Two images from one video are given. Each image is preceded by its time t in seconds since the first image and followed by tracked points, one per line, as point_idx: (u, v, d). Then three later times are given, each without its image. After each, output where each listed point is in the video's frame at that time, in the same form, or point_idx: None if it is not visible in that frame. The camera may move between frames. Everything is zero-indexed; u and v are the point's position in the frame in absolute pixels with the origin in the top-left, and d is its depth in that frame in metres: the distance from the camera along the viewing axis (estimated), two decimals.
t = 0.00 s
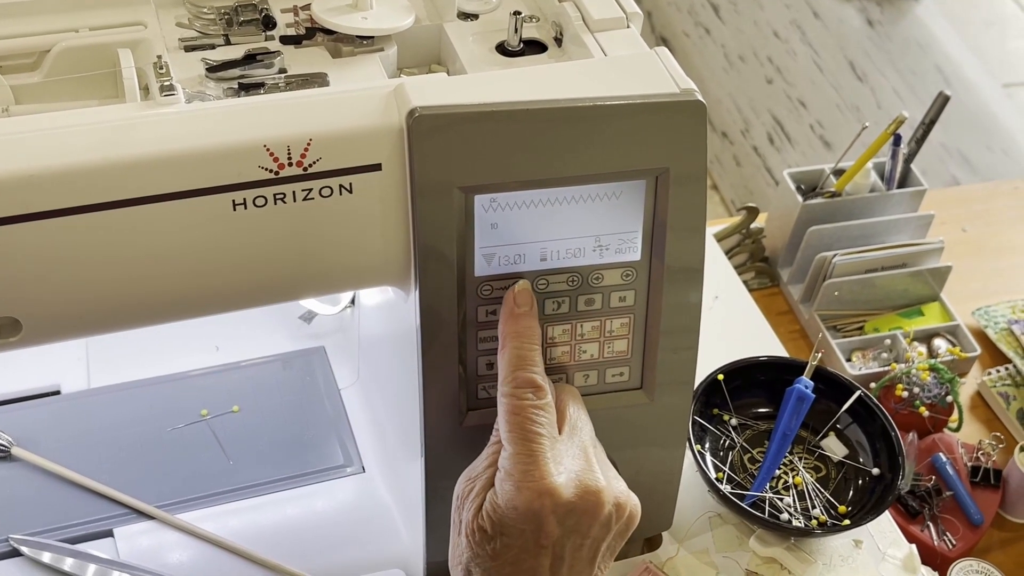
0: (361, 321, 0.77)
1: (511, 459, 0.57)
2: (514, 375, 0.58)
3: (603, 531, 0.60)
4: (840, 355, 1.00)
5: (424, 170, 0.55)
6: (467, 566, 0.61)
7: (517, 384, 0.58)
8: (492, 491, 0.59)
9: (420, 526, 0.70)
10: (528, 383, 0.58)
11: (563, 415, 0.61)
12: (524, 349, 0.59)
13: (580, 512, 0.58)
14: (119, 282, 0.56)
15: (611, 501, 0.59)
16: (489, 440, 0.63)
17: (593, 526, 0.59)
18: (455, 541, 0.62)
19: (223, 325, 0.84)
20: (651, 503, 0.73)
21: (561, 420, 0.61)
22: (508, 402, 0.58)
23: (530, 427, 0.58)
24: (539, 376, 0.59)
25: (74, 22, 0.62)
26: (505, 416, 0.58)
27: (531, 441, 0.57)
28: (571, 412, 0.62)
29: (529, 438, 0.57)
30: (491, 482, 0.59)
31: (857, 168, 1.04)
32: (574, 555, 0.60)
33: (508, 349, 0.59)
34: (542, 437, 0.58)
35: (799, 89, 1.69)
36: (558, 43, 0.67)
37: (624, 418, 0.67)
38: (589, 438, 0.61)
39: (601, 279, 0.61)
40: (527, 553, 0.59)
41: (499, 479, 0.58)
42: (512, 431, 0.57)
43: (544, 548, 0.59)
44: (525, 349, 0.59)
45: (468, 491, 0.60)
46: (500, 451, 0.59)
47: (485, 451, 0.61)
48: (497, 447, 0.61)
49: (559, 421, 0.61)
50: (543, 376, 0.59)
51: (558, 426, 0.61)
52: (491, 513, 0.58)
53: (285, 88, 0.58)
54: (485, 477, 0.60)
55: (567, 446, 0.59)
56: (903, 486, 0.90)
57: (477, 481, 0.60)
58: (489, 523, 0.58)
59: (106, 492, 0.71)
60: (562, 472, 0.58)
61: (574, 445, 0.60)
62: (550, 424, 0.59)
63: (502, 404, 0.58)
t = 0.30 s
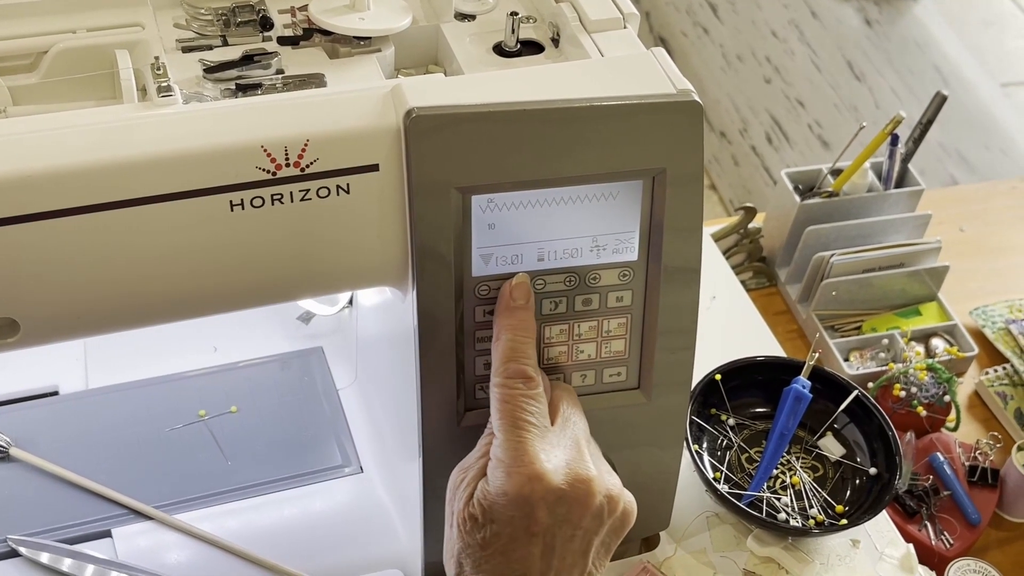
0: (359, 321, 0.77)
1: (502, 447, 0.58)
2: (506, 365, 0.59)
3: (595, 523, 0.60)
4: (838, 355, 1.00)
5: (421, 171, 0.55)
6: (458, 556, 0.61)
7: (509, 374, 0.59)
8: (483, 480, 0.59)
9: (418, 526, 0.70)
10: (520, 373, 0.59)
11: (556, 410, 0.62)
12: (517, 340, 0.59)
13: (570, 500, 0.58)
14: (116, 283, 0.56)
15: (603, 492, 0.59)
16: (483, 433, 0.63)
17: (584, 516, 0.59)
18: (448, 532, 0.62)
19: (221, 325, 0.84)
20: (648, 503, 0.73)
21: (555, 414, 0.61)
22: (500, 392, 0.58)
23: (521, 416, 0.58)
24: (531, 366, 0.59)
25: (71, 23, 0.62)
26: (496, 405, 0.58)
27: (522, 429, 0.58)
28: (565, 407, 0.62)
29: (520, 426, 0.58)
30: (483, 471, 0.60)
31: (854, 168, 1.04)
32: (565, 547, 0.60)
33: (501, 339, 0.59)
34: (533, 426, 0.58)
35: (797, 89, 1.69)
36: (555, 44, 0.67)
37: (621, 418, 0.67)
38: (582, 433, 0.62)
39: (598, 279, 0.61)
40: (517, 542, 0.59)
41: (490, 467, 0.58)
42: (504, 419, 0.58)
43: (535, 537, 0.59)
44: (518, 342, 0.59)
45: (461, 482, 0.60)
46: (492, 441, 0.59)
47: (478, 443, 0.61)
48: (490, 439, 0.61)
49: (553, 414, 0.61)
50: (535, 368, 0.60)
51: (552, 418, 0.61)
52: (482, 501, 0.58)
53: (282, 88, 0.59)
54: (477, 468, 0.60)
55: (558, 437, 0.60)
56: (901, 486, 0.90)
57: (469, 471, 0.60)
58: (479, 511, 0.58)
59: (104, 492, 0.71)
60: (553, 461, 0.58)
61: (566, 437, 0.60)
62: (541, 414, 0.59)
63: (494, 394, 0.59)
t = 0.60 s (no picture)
0: (357, 316, 0.77)
1: (490, 433, 0.58)
2: (494, 353, 0.59)
3: (584, 511, 0.59)
4: (835, 350, 1.00)
5: (416, 164, 0.55)
6: (446, 544, 0.60)
7: (498, 363, 0.59)
8: (472, 468, 0.59)
9: (414, 520, 0.70)
10: (508, 362, 0.59)
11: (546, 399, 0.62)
12: (506, 328, 0.59)
13: (558, 487, 0.57)
14: (112, 276, 0.56)
15: (592, 480, 0.59)
16: (473, 423, 0.63)
17: (573, 503, 0.58)
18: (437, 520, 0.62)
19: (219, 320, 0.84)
20: (645, 497, 0.73)
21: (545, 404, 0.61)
22: (488, 379, 0.59)
23: (509, 403, 0.58)
24: (519, 355, 0.59)
25: (68, 17, 0.62)
26: (484, 393, 0.59)
27: (510, 416, 0.58)
28: (556, 398, 0.62)
29: (507, 413, 0.58)
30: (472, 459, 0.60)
31: (852, 163, 1.04)
32: (554, 535, 0.59)
33: (490, 327, 0.60)
34: (521, 413, 0.58)
35: (796, 87, 1.69)
36: (551, 37, 0.67)
37: (618, 412, 0.67)
38: (573, 422, 0.62)
39: (595, 272, 0.62)
40: (505, 528, 0.58)
41: (478, 454, 0.58)
42: (491, 406, 0.58)
43: (523, 524, 0.58)
44: (508, 332, 0.59)
45: (450, 469, 0.60)
46: (480, 429, 0.59)
47: (468, 433, 0.61)
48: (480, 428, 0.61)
49: (543, 404, 0.61)
50: (525, 357, 0.60)
51: (542, 408, 0.61)
52: (469, 487, 0.58)
53: (278, 81, 0.59)
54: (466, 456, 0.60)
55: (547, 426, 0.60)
56: (898, 481, 0.90)
57: (459, 458, 0.60)
58: (467, 496, 0.58)
59: (101, 487, 0.71)
60: (541, 448, 0.58)
61: (556, 426, 0.60)
62: (530, 403, 0.59)
63: (483, 381, 0.59)
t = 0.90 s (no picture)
0: (358, 318, 0.77)
1: (491, 436, 0.57)
2: (495, 356, 0.59)
3: (585, 513, 0.59)
4: (836, 351, 1.00)
5: (418, 166, 0.55)
6: (447, 545, 0.60)
7: (498, 366, 0.59)
8: (473, 471, 0.59)
9: (416, 521, 0.70)
10: (509, 365, 0.59)
11: (546, 402, 0.62)
12: (507, 332, 0.59)
13: (559, 489, 0.57)
14: (115, 278, 0.56)
15: (593, 482, 0.59)
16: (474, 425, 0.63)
17: (574, 505, 0.58)
18: (438, 522, 0.62)
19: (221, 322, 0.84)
20: (646, 499, 0.73)
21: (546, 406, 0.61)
22: (489, 383, 0.59)
23: (510, 406, 0.58)
24: (520, 358, 0.59)
25: (70, 20, 0.62)
26: (485, 396, 0.59)
27: (511, 418, 0.58)
28: (557, 401, 0.62)
29: (508, 416, 0.58)
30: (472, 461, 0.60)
31: (853, 164, 1.04)
32: (554, 537, 0.60)
33: (491, 330, 0.60)
34: (522, 416, 0.58)
35: (796, 87, 1.69)
36: (553, 39, 0.67)
37: (619, 413, 0.67)
38: (574, 424, 0.62)
39: (596, 273, 0.62)
40: (506, 531, 0.58)
41: (479, 457, 0.58)
42: (492, 410, 0.58)
43: (524, 526, 0.58)
44: (508, 336, 0.59)
45: (451, 472, 0.60)
46: (481, 431, 0.59)
47: (468, 435, 0.61)
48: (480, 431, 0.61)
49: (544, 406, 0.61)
50: (526, 360, 0.60)
51: (543, 410, 0.61)
52: (471, 490, 0.58)
53: (280, 84, 0.59)
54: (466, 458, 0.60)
55: (547, 428, 0.60)
56: (899, 482, 0.90)
57: (459, 461, 0.60)
58: (468, 499, 0.58)
59: (103, 489, 0.71)
60: (542, 451, 0.58)
61: (556, 429, 0.60)
62: (531, 405, 0.59)
63: (483, 385, 0.59)
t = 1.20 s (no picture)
0: (355, 315, 0.77)
1: (488, 435, 0.57)
2: (492, 355, 0.59)
3: (582, 512, 0.59)
4: (835, 349, 1.00)
5: (415, 163, 0.55)
6: (445, 543, 0.60)
7: (495, 364, 0.59)
8: (470, 470, 0.59)
9: (413, 519, 0.70)
10: (506, 364, 0.59)
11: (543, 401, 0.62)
12: (503, 330, 0.59)
13: (556, 488, 0.57)
14: (111, 275, 0.56)
15: (590, 481, 0.59)
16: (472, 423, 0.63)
17: (571, 503, 0.58)
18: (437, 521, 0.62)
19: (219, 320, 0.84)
20: (644, 496, 0.73)
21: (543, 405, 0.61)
22: (485, 381, 0.59)
23: (507, 404, 0.58)
24: (516, 357, 0.59)
25: (66, 16, 0.62)
26: (482, 394, 0.59)
27: (507, 417, 0.58)
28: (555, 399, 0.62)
29: (505, 414, 0.58)
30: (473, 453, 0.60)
31: (851, 162, 1.04)
32: (552, 536, 0.59)
33: (488, 328, 0.60)
34: (518, 414, 0.58)
35: (796, 86, 1.69)
36: (549, 36, 0.67)
37: (617, 411, 0.67)
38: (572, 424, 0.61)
39: (593, 271, 0.61)
40: (503, 529, 0.58)
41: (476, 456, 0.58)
42: (488, 408, 0.58)
43: (521, 524, 0.58)
44: (506, 335, 0.59)
45: (449, 471, 0.60)
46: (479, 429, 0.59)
47: (467, 434, 0.61)
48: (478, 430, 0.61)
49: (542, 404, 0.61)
50: (522, 358, 0.60)
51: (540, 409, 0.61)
52: (468, 488, 0.58)
53: (276, 81, 0.59)
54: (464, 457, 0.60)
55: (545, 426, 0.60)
56: (898, 480, 0.90)
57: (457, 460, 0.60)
58: (464, 498, 0.58)
59: (101, 486, 0.71)
60: (539, 449, 0.58)
61: (553, 427, 0.60)
62: (527, 404, 0.59)
63: (480, 383, 0.59)
